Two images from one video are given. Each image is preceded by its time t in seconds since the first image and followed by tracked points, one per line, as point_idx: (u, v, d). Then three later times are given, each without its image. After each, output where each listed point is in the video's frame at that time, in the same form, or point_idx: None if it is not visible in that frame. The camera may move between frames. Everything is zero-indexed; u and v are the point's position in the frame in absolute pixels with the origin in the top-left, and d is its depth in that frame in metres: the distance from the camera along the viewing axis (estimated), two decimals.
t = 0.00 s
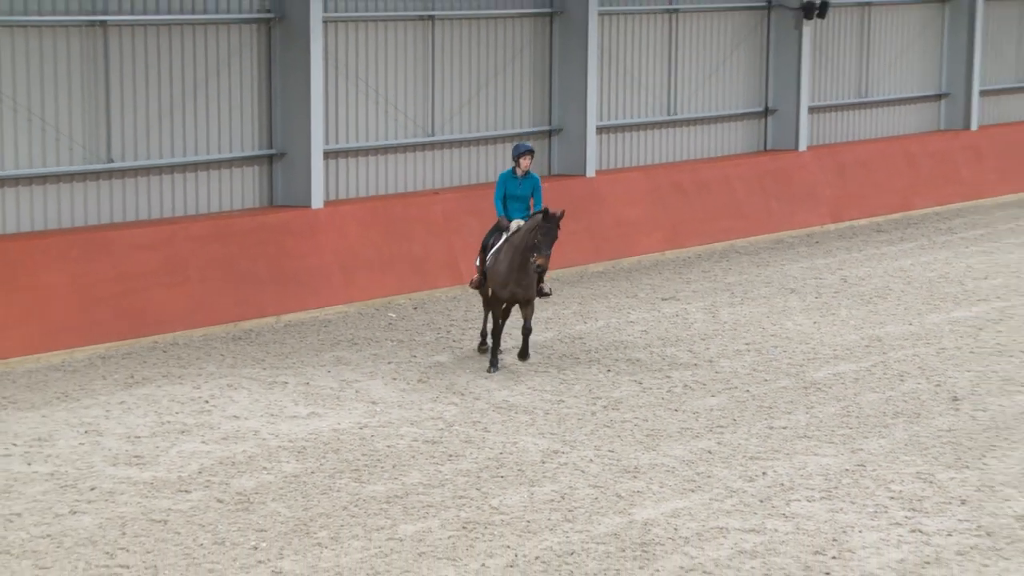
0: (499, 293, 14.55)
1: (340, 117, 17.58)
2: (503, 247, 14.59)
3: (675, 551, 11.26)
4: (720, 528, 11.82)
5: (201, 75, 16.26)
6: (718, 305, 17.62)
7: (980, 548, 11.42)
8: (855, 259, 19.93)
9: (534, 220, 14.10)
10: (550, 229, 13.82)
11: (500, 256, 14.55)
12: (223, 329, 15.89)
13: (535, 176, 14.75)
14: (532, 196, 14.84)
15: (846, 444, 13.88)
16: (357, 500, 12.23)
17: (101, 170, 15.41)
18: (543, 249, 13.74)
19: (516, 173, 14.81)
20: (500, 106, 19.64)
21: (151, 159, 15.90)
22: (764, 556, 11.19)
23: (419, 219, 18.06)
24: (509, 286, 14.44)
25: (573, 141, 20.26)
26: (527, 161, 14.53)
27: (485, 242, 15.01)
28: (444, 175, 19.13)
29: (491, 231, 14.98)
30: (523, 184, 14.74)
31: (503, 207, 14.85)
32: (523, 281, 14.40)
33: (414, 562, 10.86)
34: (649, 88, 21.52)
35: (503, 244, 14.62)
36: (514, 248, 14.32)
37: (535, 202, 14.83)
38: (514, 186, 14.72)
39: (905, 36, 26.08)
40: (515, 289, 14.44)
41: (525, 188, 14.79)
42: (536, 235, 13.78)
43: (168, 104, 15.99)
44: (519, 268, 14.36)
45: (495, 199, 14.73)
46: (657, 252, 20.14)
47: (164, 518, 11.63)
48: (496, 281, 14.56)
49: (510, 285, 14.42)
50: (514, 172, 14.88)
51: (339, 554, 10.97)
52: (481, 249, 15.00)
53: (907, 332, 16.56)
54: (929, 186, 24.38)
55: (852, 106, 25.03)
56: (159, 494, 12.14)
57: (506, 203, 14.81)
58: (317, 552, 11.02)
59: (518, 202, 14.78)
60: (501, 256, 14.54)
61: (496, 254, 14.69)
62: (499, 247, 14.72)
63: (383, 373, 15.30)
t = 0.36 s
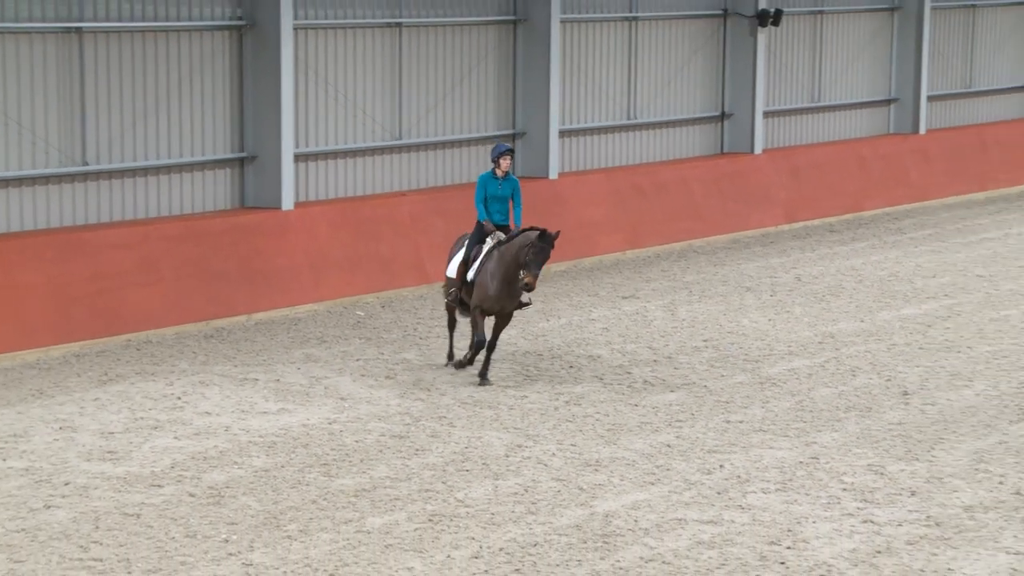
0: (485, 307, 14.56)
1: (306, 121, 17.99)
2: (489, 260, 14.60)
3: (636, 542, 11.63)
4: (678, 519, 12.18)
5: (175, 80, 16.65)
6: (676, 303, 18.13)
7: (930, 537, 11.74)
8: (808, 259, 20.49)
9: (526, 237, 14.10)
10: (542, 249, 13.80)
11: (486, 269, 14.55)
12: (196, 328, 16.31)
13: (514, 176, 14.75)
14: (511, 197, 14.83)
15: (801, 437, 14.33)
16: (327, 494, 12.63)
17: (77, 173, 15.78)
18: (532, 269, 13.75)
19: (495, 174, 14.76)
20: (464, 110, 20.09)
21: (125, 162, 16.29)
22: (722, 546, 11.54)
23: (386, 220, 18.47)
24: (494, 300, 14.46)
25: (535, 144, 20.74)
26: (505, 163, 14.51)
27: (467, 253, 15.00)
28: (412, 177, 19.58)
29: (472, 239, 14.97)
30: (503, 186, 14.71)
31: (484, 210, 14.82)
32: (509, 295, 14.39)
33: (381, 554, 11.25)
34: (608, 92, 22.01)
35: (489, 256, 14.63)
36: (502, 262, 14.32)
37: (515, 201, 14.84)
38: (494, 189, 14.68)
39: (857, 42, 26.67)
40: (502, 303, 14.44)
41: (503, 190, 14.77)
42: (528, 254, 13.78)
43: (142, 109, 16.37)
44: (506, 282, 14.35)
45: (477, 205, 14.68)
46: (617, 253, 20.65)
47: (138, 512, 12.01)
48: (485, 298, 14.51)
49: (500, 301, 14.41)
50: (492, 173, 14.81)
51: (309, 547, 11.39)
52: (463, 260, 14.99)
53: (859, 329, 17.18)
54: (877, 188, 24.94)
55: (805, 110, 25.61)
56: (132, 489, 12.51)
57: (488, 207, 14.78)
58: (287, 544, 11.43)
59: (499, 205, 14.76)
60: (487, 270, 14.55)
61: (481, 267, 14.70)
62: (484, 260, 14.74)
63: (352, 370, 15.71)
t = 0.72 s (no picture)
0: (463, 315, 14.04)
1: (243, 115, 17.86)
2: (467, 267, 14.05)
3: (576, 536, 11.65)
4: (619, 513, 12.22)
5: (111, 74, 16.48)
6: (616, 296, 18.19)
7: (867, 529, 11.84)
8: (746, 252, 20.60)
9: (511, 245, 13.63)
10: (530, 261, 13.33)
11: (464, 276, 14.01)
12: (133, 324, 16.17)
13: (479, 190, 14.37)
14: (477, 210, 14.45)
15: (740, 430, 14.41)
16: (266, 490, 12.57)
17: (11, 168, 15.59)
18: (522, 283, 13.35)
19: (459, 188, 14.38)
20: (404, 104, 20.02)
21: (60, 156, 16.11)
22: (661, 539, 11.59)
23: (324, 214, 18.38)
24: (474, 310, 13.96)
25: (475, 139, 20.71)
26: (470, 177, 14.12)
27: (440, 259, 14.40)
28: (350, 170, 19.45)
29: (444, 246, 14.41)
30: (470, 200, 14.35)
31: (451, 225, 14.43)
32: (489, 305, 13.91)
33: (321, 549, 11.21)
34: (548, 87, 22.00)
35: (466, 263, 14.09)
36: (483, 270, 13.81)
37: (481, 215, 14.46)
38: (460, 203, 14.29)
39: (795, 38, 26.81)
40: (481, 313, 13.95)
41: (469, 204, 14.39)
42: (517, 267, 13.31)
43: (78, 103, 16.20)
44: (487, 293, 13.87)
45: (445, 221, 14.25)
46: (557, 247, 20.67)
47: (74, 509, 11.90)
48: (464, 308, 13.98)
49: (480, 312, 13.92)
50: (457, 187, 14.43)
51: (248, 543, 11.33)
52: (438, 267, 14.39)
53: (797, 322, 17.30)
54: (814, 181, 25.07)
55: (744, 105, 25.71)
56: (69, 486, 12.40)
57: (456, 221, 14.40)
58: (226, 541, 11.36)
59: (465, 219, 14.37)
60: (463, 279, 14.03)
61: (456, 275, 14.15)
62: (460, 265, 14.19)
63: (291, 365, 15.64)
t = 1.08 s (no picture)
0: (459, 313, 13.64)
1: (173, 96, 17.74)
2: (461, 261, 13.67)
3: (511, 516, 11.65)
4: (553, 493, 12.23)
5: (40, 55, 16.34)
6: (551, 278, 18.23)
7: (800, 507, 11.92)
8: (681, 233, 20.67)
9: (505, 234, 13.32)
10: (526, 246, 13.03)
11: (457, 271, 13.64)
12: (63, 306, 16.06)
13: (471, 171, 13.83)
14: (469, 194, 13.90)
15: (673, 410, 14.45)
16: (198, 472, 12.49)
17: None
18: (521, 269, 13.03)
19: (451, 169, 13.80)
20: (335, 84, 19.92)
21: None
22: (596, 519, 11.61)
23: (255, 194, 18.27)
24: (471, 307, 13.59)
25: (407, 119, 20.63)
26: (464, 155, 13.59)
27: (430, 254, 13.93)
28: (282, 152, 19.41)
29: (435, 240, 13.94)
30: (463, 180, 13.78)
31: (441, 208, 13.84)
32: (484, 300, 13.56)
33: (254, 532, 11.15)
34: (480, 67, 21.95)
35: (459, 257, 13.73)
36: (480, 263, 13.48)
37: (472, 198, 13.89)
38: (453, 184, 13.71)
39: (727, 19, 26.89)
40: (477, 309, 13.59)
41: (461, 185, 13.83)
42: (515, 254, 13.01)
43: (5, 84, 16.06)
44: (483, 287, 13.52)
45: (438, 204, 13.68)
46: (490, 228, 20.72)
47: (3, 494, 11.79)
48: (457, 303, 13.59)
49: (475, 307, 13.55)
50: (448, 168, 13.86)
51: (180, 526, 11.26)
52: (427, 263, 13.90)
53: (730, 303, 17.38)
54: (748, 161, 25.19)
55: (676, 86, 25.77)
56: None
57: (448, 204, 13.80)
58: (158, 524, 11.29)
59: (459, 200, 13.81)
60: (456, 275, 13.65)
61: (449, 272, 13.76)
62: (453, 262, 13.78)
63: (224, 348, 15.54)
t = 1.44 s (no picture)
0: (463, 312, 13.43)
1: (96, 84, 17.69)
2: (461, 258, 13.44)
3: (436, 500, 11.80)
4: (479, 477, 12.39)
5: None
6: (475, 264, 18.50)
7: (720, 488, 12.16)
8: (603, 219, 20.91)
9: (507, 229, 13.16)
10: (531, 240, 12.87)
11: (462, 269, 13.36)
12: None
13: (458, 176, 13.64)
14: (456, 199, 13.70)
15: (597, 394, 14.66)
16: (124, 459, 12.54)
17: None
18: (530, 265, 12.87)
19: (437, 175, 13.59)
20: (261, 73, 19.94)
21: None
22: (521, 503, 11.78)
23: (180, 181, 18.27)
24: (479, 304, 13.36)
25: (333, 106, 20.69)
26: (453, 160, 13.40)
27: (431, 254, 13.49)
28: (208, 139, 19.43)
29: (431, 240, 13.57)
30: (451, 186, 13.59)
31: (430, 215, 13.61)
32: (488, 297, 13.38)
33: (180, 519, 11.23)
34: (405, 56, 22.05)
35: (462, 254, 13.44)
36: (487, 260, 13.27)
37: (460, 204, 13.71)
38: (443, 191, 13.50)
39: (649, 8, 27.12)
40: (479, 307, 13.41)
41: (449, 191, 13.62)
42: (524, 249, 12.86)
43: None
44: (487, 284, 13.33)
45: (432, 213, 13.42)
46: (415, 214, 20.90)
47: None
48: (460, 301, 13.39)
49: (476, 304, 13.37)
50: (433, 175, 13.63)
51: (106, 513, 11.31)
52: (429, 262, 13.45)
53: (652, 288, 17.63)
54: (669, 148, 25.47)
55: (599, 75, 26.01)
56: None
57: (438, 211, 13.59)
58: (83, 511, 11.34)
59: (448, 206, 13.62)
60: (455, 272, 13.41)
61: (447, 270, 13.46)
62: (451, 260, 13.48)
63: (149, 335, 15.56)
